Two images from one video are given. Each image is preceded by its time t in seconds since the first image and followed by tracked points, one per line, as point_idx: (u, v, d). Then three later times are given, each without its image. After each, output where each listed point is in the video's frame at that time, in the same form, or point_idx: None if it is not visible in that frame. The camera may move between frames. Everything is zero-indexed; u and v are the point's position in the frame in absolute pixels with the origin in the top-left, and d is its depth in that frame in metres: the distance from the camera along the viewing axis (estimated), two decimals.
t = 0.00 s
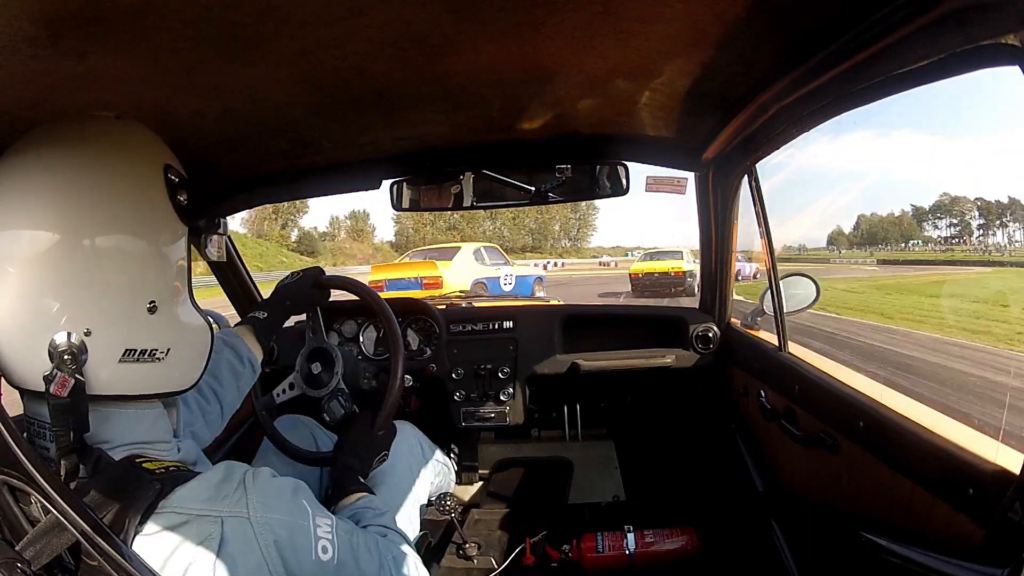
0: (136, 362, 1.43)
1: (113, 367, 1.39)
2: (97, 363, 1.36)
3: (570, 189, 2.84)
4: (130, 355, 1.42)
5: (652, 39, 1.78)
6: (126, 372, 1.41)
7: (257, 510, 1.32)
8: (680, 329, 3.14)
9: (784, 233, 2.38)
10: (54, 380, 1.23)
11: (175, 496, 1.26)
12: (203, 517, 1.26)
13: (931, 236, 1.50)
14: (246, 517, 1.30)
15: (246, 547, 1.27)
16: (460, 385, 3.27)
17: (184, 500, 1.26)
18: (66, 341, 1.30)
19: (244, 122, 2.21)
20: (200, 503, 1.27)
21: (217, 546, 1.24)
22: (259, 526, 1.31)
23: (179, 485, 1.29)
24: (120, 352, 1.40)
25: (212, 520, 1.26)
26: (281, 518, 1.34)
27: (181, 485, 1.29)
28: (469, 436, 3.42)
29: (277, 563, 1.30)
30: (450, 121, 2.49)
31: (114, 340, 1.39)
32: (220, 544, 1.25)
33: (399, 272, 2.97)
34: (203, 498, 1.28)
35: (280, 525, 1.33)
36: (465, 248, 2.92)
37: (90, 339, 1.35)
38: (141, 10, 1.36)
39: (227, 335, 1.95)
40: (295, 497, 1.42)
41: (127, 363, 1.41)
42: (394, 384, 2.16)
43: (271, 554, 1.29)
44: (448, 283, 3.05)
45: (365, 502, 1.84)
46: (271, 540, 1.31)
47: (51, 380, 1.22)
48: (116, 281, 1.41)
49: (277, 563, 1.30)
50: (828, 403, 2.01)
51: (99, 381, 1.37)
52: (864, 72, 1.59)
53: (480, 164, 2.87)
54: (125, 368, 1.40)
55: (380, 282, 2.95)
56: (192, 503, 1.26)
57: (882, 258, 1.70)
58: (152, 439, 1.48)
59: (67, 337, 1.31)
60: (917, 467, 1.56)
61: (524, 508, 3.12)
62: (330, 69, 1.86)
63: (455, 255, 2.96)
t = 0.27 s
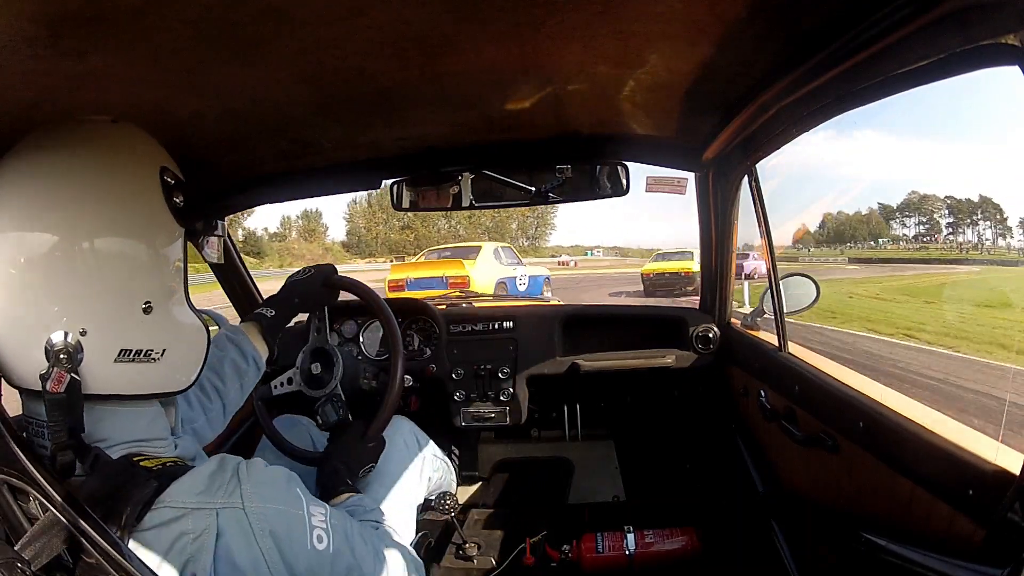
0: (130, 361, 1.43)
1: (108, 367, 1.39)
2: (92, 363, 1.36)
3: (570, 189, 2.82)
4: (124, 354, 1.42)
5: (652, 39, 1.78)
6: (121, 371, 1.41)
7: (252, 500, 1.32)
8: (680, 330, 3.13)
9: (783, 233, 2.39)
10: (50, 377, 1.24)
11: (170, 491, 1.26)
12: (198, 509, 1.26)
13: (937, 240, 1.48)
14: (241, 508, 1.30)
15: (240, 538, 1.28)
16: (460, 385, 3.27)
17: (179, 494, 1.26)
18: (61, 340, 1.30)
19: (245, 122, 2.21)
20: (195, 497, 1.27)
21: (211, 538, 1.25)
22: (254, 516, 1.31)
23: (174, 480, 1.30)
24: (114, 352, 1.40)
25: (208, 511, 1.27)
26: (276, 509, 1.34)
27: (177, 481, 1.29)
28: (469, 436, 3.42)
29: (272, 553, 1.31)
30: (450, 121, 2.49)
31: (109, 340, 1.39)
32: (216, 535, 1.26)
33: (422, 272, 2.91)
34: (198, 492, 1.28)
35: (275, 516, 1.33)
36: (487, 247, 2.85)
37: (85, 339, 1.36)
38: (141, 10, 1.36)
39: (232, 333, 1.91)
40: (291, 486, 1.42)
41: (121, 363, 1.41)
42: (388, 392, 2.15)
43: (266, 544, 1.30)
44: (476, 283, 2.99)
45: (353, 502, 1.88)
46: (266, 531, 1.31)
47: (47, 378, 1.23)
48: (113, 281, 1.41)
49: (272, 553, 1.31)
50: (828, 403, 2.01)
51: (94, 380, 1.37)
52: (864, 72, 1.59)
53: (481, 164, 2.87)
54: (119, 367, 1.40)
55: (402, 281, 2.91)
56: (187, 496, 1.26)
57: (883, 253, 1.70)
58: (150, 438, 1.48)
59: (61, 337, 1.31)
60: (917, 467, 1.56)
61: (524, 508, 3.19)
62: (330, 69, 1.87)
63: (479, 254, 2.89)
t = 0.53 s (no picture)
0: (127, 360, 1.42)
1: (104, 365, 1.38)
2: (88, 362, 1.36)
3: (570, 188, 2.84)
4: (121, 352, 1.41)
5: (653, 39, 1.78)
6: (117, 370, 1.40)
7: (246, 499, 1.30)
8: (681, 330, 3.13)
9: (783, 231, 2.39)
10: (47, 374, 1.29)
11: (165, 489, 1.26)
12: (191, 507, 1.25)
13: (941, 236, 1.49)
14: (235, 507, 1.28)
15: (234, 538, 1.27)
16: (460, 385, 3.26)
17: (174, 492, 1.26)
18: (58, 338, 1.32)
19: (245, 122, 2.21)
20: (189, 494, 1.26)
21: (204, 537, 1.24)
22: (249, 515, 1.29)
23: (171, 478, 1.29)
24: (110, 350, 1.39)
25: (201, 510, 1.25)
26: (270, 508, 1.32)
27: (176, 479, 1.29)
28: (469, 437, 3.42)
29: (267, 554, 1.29)
30: (450, 121, 2.49)
31: (105, 339, 1.39)
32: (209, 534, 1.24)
33: (427, 273, 3.06)
34: (192, 489, 1.27)
35: (269, 515, 1.31)
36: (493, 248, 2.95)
37: (81, 338, 1.36)
38: (141, 10, 1.36)
39: (242, 331, 1.84)
40: (286, 485, 1.40)
41: (118, 362, 1.41)
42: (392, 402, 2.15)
43: (259, 544, 1.28)
44: (482, 283, 3.07)
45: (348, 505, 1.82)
46: (260, 532, 1.29)
47: (46, 376, 1.28)
48: (107, 280, 1.40)
49: (267, 553, 1.29)
50: (827, 402, 2.01)
51: (92, 380, 1.37)
52: (864, 73, 1.59)
53: (481, 164, 2.87)
54: (116, 366, 1.40)
55: (408, 282, 3.05)
56: (180, 494, 1.26)
57: (887, 250, 1.71)
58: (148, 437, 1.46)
59: (57, 337, 1.32)
60: (916, 468, 1.56)
61: (524, 509, 3.19)
62: (330, 69, 1.86)
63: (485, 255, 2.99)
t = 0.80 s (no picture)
0: (123, 355, 1.42)
1: (101, 361, 1.38)
2: (84, 359, 1.36)
3: (570, 189, 2.85)
4: (117, 348, 1.42)
5: (653, 40, 1.78)
6: (113, 366, 1.40)
7: (245, 496, 1.29)
8: (681, 330, 3.13)
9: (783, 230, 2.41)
10: (46, 373, 1.28)
11: (165, 486, 1.24)
12: (190, 506, 1.24)
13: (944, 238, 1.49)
14: (234, 505, 1.27)
15: (235, 535, 1.25)
16: (460, 385, 3.27)
17: (173, 490, 1.24)
18: (56, 337, 1.32)
19: (245, 122, 2.21)
20: (189, 492, 1.25)
21: (205, 536, 1.23)
22: (248, 511, 1.28)
23: (169, 476, 1.27)
24: (106, 346, 1.40)
25: (201, 508, 1.24)
26: (269, 505, 1.32)
27: (173, 476, 1.27)
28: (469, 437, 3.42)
29: (268, 548, 1.28)
30: (450, 121, 2.49)
31: (99, 335, 1.39)
32: (211, 531, 1.23)
33: (425, 275, 2.97)
34: (191, 488, 1.26)
35: (268, 512, 1.30)
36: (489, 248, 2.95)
37: (76, 336, 1.36)
38: (140, 10, 1.36)
39: (253, 334, 1.88)
40: (282, 483, 1.40)
41: (114, 357, 1.41)
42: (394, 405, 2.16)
43: (260, 541, 1.27)
44: (476, 284, 3.03)
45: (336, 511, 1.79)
46: (261, 528, 1.28)
47: (42, 374, 1.27)
48: (100, 277, 1.40)
49: (268, 550, 1.28)
50: (827, 402, 2.01)
51: (89, 376, 1.37)
52: (864, 73, 1.59)
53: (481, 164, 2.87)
54: (113, 362, 1.40)
55: (403, 283, 2.92)
56: (180, 493, 1.24)
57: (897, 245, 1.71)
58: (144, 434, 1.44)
59: (53, 335, 1.32)
60: (916, 467, 1.56)
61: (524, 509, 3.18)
62: (330, 69, 1.86)
63: (481, 256, 2.98)
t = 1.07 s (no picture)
0: (119, 350, 1.42)
1: (97, 358, 1.38)
2: (81, 356, 1.36)
3: (570, 189, 2.86)
4: (113, 343, 1.42)
5: (653, 39, 1.78)
6: (109, 361, 1.40)
7: (247, 490, 1.29)
8: (681, 330, 3.12)
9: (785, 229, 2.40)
10: (45, 370, 1.26)
11: (167, 483, 1.22)
12: (193, 503, 1.23)
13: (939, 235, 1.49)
14: (237, 499, 1.27)
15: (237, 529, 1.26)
16: (460, 385, 3.30)
17: (176, 487, 1.22)
18: (53, 334, 1.31)
19: (244, 121, 2.21)
20: (191, 489, 1.23)
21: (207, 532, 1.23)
22: (251, 505, 1.28)
23: (169, 476, 1.23)
24: (103, 342, 1.40)
25: (202, 505, 1.23)
26: (270, 498, 1.32)
27: (175, 473, 1.24)
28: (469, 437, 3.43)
29: (269, 542, 1.30)
30: (450, 121, 2.49)
31: (95, 332, 1.39)
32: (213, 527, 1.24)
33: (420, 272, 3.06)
34: (193, 484, 1.24)
35: (269, 506, 1.31)
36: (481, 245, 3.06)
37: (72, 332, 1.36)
38: (140, 10, 1.36)
39: (262, 335, 1.85)
40: (279, 475, 1.40)
41: (110, 352, 1.41)
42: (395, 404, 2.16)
43: (262, 534, 1.28)
44: (465, 282, 3.13)
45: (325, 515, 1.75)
46: (262, 522, 1.29)
47: (42, 372, 1.25)
48: (94, 275, 1.40)
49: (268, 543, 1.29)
50: (827, 402, 2.01)
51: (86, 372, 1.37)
52: (864, 72, 1.59)
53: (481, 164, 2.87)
54: (109, 357, 1.40)
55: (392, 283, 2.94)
56: (181, 490, 1.22)
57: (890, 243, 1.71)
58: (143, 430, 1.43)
59: (50, 331, 1.32)
60: (916, 467, 1.56)
61: (525, 508, 3.21)
62: (330, 69, 1.86)
63: (472, 254, 3.08)
